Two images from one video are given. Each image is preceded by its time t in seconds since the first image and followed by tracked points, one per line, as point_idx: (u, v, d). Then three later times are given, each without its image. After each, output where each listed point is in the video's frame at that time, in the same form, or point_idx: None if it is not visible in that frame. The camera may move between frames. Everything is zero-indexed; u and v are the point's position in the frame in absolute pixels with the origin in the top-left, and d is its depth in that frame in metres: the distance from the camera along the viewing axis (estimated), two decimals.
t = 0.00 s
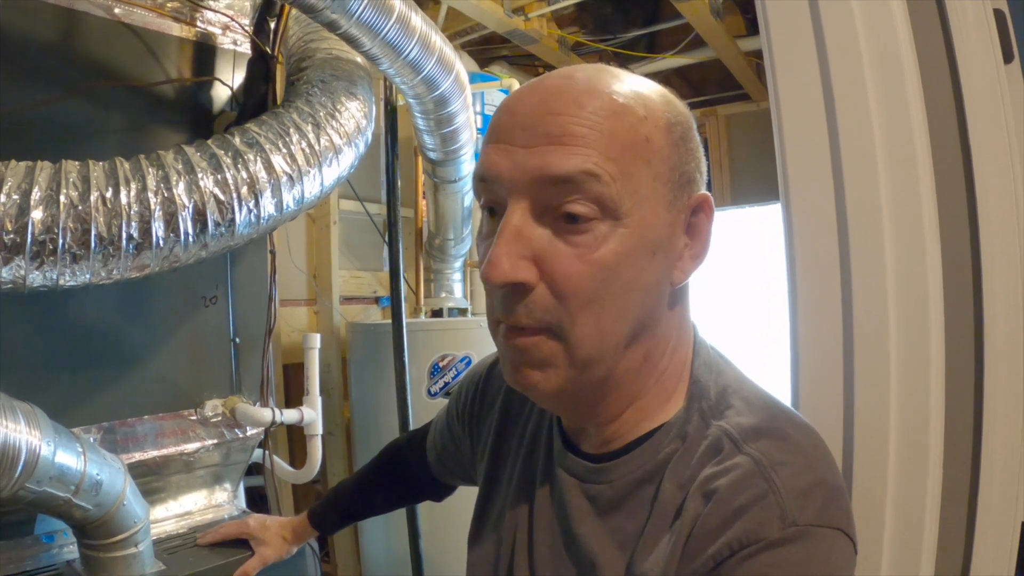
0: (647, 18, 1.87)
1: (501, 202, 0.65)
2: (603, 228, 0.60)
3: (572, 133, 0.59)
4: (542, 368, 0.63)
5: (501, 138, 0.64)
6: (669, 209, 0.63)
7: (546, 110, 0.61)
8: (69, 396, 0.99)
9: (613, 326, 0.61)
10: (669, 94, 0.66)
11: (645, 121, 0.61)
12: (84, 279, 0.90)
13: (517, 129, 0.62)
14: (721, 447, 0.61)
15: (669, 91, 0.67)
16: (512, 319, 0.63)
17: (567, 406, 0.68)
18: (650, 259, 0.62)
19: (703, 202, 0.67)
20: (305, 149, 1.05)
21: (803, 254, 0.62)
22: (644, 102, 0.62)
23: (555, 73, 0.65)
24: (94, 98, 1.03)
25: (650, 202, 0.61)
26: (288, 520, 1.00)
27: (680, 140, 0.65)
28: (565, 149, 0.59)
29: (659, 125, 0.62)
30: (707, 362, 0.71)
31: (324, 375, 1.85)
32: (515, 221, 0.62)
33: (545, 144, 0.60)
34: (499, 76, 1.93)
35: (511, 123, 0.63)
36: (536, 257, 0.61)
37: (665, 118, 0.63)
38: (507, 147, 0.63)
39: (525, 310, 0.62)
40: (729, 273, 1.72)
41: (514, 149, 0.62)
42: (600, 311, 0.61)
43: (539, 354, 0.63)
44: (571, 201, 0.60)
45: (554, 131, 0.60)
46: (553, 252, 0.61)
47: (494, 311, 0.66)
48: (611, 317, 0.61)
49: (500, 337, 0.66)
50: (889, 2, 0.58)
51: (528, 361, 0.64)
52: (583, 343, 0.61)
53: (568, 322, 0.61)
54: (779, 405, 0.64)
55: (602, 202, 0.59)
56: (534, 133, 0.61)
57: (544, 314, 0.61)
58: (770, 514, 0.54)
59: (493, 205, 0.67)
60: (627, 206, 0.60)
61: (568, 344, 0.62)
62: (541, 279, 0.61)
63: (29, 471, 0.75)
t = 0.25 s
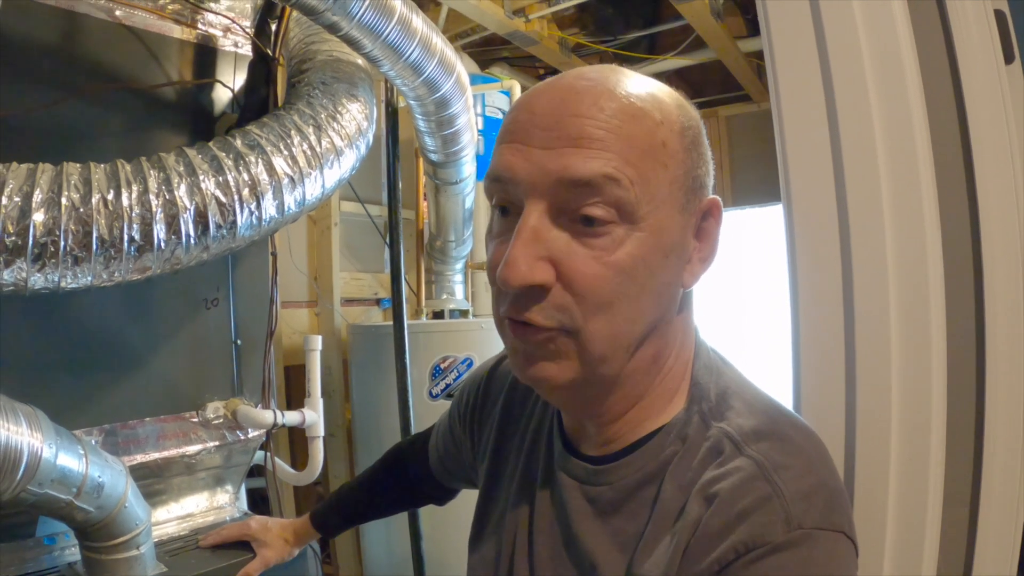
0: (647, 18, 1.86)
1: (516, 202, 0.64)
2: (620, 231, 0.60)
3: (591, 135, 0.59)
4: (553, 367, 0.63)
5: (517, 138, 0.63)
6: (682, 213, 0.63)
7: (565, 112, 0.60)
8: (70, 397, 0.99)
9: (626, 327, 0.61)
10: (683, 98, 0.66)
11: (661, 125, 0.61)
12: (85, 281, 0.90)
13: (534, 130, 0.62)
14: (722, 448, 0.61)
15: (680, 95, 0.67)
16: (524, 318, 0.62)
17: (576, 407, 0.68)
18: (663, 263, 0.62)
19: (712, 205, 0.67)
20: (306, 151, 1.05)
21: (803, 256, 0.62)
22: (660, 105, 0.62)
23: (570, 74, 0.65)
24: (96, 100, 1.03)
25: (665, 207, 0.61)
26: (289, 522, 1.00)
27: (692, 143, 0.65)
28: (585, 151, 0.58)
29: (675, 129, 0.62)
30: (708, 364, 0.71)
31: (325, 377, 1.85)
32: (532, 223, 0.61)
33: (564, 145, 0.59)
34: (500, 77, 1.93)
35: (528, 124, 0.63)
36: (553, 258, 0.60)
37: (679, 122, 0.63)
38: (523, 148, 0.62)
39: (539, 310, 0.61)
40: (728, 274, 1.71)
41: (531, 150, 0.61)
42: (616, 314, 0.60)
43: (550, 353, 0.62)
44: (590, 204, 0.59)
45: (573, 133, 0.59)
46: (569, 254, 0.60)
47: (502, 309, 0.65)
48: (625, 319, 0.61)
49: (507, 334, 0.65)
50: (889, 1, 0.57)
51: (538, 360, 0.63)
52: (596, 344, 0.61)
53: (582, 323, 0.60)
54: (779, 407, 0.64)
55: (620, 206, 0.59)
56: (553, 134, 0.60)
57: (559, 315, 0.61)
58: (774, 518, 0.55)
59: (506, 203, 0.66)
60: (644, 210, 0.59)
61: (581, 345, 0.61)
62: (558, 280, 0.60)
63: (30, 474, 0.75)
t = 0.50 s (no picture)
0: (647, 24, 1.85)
1: (514, 234, 0.64)
2: (617, 254, 0.60)
3: (584, 159, 0.59)
4: (556, 392, 0.63)
5: (507, 164, 0.63)
6: (679, 226, 0.63)
7: (555, 135, 0.60)
8: (74, 404, 0.99)
9: (626, 346, 0.62)
10: (671, 103, 0.66)
11: (653, 139, 0.61)
12: (89, 289, 0.90)
13: (524, 155, 0.61)
14: (728, 459, 0.61)
15: (670, 99, 0.68)
16: (525, 348, 0.62)
17: (578, 425, 0.68)
18: (662, 278, 0.62)
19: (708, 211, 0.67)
20: (308, 159, 1.06)
21: (804, 262, 0.62)
22: (651, 118, 0.62)
23: (558, 91, 0.64)
24: (99, 109, 1.04)
25: (661, 223, 0.61)
26: (293, 529, 1.00)
27: (685, 150, 0.65)
28: (578, 177, 0.58)
29: (666, 141, 0.63)
30: (710, 373, 0.71)
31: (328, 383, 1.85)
32: (529, 253, 0.61)
33: (556, 172, 0.59)
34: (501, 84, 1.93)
35: (517, 149, 0.62)
36: (552, 287, 0.60)
37: (670, 132, 0.63)
38: (514, 175, 0.62)
39: (540, 340, 0.61)
40: (729, 277, 1.71)
41: (523, 177, 0.61)
42: (616, 336, 0.61)
43: (553, 378, 0.63)
44: (586, 229, 0.59)
45: (565, 158, 0.59)
46: (568, 281, 0.60)
47: (503, 337, 0.65)
48: (625, 339, 0.61)
49: (510, 362, 0.65)
50: (887, 5, 0.58)
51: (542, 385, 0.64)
52: (598, 366, 0.61)
53: (583, 349, 0.61)
54: (782, 415, 0.65)
55: (617, 230, 0.59)
56: (544, 159, 0.60)
57: (559, 344, 0.61)
58: (789, 535, 0.55)
59: (500, 229, 0.66)
60: (641, 230, 0.60)
61: (582, 369, 0.62)
62: (558, 308, 0.61)
63: (34, 481, 0.75)
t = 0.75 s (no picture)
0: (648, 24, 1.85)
1: (513, 222, 0.64)
2: (618, 247, 0.59)
3: (584, 150, 0.58)
4: (556, 387, 0.63)
5: (508, 156, 0.63)
6: (680, 220, 0.63)
7: (556, 127, 0.60)
8: (77, 404, 1.00)
9: (628, 343, 0.61)
10: (672, 99, 0.66)
11: (654, 133, 0.61)
12: (91, 290, 0.90)
13: (525, 147, 0.61)
14: (731, 460, 0.61)
15: (672, 96, 0.68)
16: (525, 338, 0.62)
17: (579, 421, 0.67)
18: (662, 273, 0.62)
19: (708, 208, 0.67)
20: (310, 158, 1.06)
21: (807, 260, 0.62)
22: (652, 112, 0.62)
23: (560, 85, 0.64)
24: (101, 109, 1.04)
25: (662, 217, 0.61)
26: (296, 528, 1.01)
27: (687, 146, 0.65)
28: (578, 169, 0.58)
29: (668, 135, 0.62)
30: (713, 371, 0.70)
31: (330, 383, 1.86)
32: (528, 243, 0.61)
33: (556, 163, 0.59)
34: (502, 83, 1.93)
35: (518, 141, 0.62)
36: (552, 277, 0.60)
37: (672, 127, 0.63)
38: (514, 167, 0.62)
39: (540, 331, 0.61)
40: (730, 275, 1.70)
41: (523, 169, 0.61)
42: (617, 329, 0.60)
43: (553, 373, 0.62)
44: (586, 220, 0.59)
45: (565, 149, 0.59)
46: (568, 272, 0.60)
47: (502, 328, 0.64)
48: (627, 335, 0.61)
49: (511, 355, 0.65)
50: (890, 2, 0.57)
51: (542, 380, 0.63)
52: (600, 360, 0.61)
53: (583, 341, 0.60)
54: (785, 414, 0.64)
55: (617, 221, 0.59)
56: (544, 151, 0.60)
57: (560, 333, 0.61)
58: (795, 539, 0.54)
59: (500, 220, 0.66)
60: (641, 223, 0.59)
61: (584, 361, 0.61)
62: (557, 299, 0.60)
63: (37, 482, 0.75)
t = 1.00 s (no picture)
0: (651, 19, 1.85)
1: (517, 220, 0.64)
2: (622, 242, 0.59)
3: (587, 146, 0.58)
4: (561, 382, 0.63)
5: (510, 152, 0.62)
6: (684, 216, 0.63)
7: (558, 122, 0.60)
8: (80, 401, 1.00)
9: (632, 338, 0.61)
10: (676, 94, 0.66)
11: (658, 128, 0.61)
12: (93, 287, 0.90)
13: (528, 143, 0.61)
14: (738, 456, 0.61)
15: (676, 90, 0.67)
16: (530, 334, 0.62)
17: (583, 417, 0.67)
18: (666, 268, 0.61)
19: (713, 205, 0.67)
20: (312, 155, 1.06)
21: (811, 256, 0.62)
22: (655, 107, 0.62)
23: (562, 80, 0.64)
24: (103, 107, 1.04)
25: (666, 212, 0.60)
26: (300, 526, 1.00)
27: (691, 141, 0.64)
28: (581, 164, 0.58)
29: (672, 130, 0.62)
30: (718, 367, 0.70)
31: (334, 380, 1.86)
32: (532, 239, 0.60)
33: (559, 159, 0.58)
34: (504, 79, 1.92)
35: (521, 135, 0.62)
36: (555, 273, 0.60)
37: (676, 122, 0.63)
38: (517, 162, 0.61)
39: (545, 326, 0.61)
40: (732, 269, 1.70)
41: (526, 165, 0.60)
42: (621, 325, 0.60)
43: (558, 369, 0.62)
44: (589, 215, 0.59)
45: (567, 144, 0.58)
46: (571, 268, 0.60)
47: (508, 323, 0.64)
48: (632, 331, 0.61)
49: (516, 351, 0.65)
50: None
51: (547, 376, 0.63)
52: (604, 357, 0.61)
53: (588, 336, 0.60)
54: (790, 410, 0.64)
55: (621, 217, 0.58)
56: (547, 147, 0.59)
57: (565, 328, 0.60)
58: (803, 536, 0.54)
59: (503, 216, 0.66)
60: (645, 219, 0.59)
61: (589, 357, 0.61)
62: (561, 295, 0.60)
63: (40, 480, 0.75)
